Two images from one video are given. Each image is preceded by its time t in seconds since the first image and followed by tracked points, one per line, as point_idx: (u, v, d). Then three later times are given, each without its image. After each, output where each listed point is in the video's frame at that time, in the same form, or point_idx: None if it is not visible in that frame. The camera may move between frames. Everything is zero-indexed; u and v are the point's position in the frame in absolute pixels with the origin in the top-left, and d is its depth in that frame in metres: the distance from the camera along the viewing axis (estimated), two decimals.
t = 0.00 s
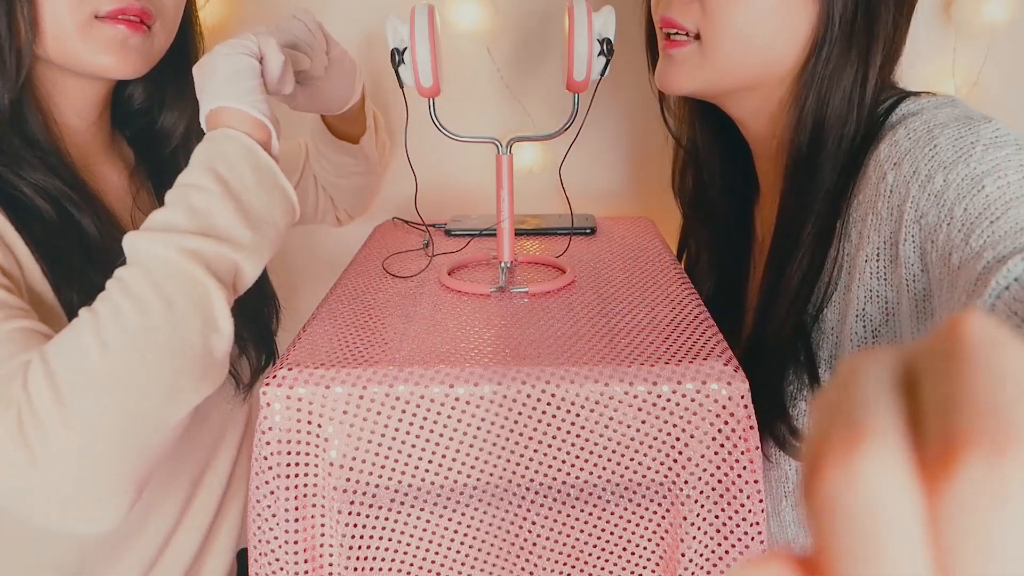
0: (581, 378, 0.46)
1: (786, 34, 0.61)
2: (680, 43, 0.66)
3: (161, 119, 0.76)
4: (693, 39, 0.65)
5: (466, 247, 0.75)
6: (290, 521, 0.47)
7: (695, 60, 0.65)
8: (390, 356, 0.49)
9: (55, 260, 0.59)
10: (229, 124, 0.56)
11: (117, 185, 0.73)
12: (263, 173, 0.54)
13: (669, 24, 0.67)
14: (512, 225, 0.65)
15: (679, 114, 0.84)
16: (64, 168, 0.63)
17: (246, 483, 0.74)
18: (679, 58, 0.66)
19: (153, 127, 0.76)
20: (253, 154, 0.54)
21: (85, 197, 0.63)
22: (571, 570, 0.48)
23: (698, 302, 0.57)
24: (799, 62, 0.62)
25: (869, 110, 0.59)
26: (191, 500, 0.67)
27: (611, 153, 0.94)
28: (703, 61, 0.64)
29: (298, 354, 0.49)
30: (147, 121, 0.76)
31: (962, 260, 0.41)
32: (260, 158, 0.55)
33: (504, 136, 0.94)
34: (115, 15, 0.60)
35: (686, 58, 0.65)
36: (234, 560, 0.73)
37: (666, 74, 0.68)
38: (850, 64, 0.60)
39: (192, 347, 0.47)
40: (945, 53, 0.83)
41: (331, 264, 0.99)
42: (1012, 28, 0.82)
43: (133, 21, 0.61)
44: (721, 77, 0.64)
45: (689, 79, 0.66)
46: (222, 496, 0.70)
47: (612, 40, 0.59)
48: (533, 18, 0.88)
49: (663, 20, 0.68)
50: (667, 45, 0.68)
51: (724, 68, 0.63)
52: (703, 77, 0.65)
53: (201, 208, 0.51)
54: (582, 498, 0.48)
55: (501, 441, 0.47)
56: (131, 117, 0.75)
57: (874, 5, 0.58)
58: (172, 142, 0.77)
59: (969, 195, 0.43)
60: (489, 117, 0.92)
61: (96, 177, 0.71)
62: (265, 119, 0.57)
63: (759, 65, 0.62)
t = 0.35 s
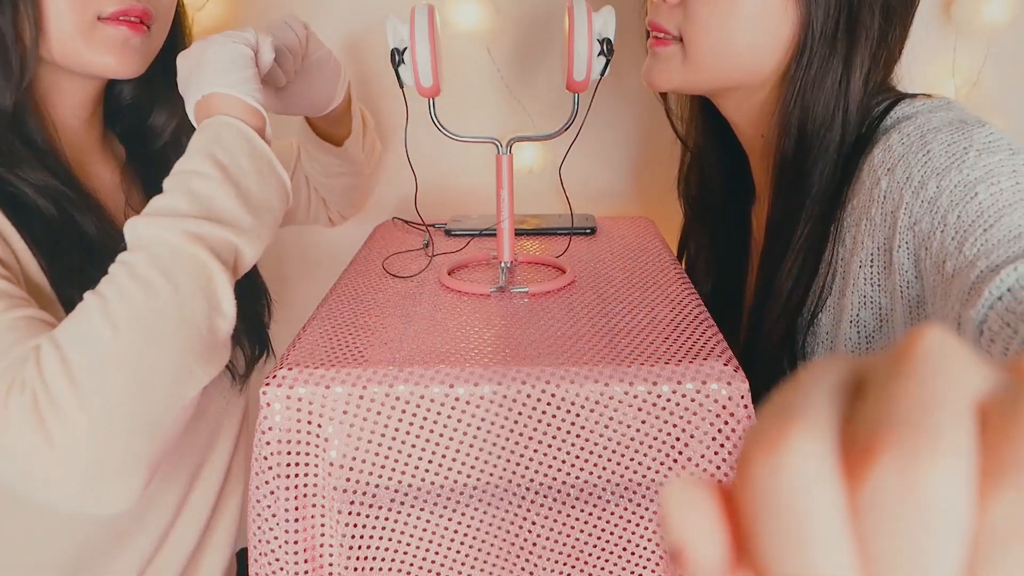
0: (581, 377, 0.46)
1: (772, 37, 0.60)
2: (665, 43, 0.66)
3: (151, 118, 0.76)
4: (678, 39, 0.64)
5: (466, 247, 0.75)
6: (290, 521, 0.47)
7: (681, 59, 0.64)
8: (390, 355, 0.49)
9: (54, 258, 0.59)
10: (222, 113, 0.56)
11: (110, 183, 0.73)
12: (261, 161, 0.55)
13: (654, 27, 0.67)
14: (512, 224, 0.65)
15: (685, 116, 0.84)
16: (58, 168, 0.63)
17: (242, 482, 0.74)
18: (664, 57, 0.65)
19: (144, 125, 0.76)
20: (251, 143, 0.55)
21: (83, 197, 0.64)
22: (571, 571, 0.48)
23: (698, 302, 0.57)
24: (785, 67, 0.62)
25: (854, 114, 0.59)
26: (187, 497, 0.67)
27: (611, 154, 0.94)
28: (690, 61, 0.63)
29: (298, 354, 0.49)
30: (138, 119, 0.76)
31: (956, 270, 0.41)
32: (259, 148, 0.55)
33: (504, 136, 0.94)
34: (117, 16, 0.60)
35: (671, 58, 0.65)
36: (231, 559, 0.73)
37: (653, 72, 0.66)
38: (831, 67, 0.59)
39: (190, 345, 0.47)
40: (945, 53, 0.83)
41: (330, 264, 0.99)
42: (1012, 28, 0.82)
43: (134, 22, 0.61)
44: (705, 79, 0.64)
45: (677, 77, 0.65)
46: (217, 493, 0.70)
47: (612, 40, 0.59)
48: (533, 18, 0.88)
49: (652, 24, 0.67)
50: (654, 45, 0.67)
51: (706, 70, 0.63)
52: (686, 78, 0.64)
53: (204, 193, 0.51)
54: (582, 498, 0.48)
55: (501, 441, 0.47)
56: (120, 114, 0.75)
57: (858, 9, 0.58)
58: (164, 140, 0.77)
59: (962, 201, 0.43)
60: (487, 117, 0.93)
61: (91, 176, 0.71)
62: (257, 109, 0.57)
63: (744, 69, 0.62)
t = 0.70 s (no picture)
0: (581, 378, 0.46)
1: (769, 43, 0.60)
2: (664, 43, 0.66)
3: (110, 109, 0.75)
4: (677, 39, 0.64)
5: (466, 247, 0.75)
6: (290, 521, 0.47)
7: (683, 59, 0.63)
8: (390, 355, 0.49)
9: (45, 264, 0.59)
10: (211, 132, 0.58)
11: (78, 176, 0.73)
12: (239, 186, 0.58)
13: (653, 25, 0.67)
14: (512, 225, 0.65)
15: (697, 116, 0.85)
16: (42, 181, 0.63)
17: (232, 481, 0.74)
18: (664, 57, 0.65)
19: (104, 118, 0.76)
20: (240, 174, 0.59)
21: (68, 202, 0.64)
22: (571, 570, 0.49)
23: (698, 302, 0.57)
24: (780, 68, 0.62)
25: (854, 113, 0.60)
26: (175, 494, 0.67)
27: (611, 154, 0.94)
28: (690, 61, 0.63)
29: (299, 354, 0.49)
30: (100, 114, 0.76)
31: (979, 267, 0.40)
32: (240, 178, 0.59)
33: (503, 136, 0.94)
34: (102, 18, 0.60)
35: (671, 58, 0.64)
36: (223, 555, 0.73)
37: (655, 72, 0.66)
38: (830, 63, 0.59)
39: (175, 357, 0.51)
40: (946, 53, 0.83)
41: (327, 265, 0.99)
42: (1012, 27, 0.82)
43: (116, 22, 0.61)
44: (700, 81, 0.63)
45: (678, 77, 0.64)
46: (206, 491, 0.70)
47: (612, 40, 0.59)
48: (533, 18, 0.88)
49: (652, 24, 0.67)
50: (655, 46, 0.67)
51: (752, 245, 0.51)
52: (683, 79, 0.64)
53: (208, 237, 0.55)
54: (582, 498, 0.48)
55: (501, 441, 0.47)
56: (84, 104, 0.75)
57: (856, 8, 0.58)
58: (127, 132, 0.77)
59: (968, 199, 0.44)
60: (487, 117, 0.92)
61: (61, 170, 0.71)
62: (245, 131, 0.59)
63: (741, 73, 0.62)
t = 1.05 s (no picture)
0: (581, 377, 0.46)
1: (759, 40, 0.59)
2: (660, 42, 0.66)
3: (64, 96, 0.74)
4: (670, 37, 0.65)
5: (466, 247, 0.75)
6: (290, 521, 0.47)
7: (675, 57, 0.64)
8: (391, 355, 0.49)
9: (37, 259, 0.59)
10: (227, 138, 0.58)
11: (47, 168, 0.72)
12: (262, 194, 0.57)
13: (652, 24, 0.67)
14: (513, 225, 0.65)
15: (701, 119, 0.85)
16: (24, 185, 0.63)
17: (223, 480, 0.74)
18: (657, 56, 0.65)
19: (60, 108, 0.74)
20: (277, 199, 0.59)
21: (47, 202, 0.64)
22: (571, 571, 0.48)
23: (698, 302, 0.57)
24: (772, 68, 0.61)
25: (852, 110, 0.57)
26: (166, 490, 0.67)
27: (612, 154, 0.94)
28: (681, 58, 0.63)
29: (299, 354, 0.49)
30: (59, 105, 0.74)
31: None
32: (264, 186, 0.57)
33: (503, 136, 0.94)
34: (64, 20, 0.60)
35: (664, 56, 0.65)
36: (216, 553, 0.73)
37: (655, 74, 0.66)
38: (824, 58, 0.57)
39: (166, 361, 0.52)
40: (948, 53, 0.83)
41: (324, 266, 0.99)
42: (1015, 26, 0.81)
43: (79, 22, 0.62)
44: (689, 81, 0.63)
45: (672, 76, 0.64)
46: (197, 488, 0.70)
47: (612, 40, 0.59)
48: (533, 18, 0.88)
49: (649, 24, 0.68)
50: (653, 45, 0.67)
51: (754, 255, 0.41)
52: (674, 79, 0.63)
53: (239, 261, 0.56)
54: (582, 498, 0.48)
55: (501, 441, 0.47)
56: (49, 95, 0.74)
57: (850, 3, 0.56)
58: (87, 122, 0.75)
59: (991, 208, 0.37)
60: (487, 117, 0.93)
61: (34, 169, 0.71)
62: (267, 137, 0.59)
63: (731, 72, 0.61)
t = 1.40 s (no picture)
0: (581, 378, 0.46)
1: (755, 41, 0.59)
2: (656, 43, 0.66)
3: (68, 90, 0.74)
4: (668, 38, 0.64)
5: (466, 246, 0.75)
6: (290, 521, 0.47)
7: (672, 58, 0.63)
8: (390, 356, 0.49)
9: (40, 250, 0.59)
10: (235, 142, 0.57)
11: (49, 165, 0.72)
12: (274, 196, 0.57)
13: (648, 26, 0.67)
14: (512, 224, 0.65)
15: (702, 122, 0.84)
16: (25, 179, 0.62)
17: (220, 482, 0.73)
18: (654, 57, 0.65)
19: (64, 103, 0.74)
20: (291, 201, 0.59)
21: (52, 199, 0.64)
22: (571, 571, 0.48)
23: (697, 302, 0.57)
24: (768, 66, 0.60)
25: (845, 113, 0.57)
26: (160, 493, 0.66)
27: (612, 155, 0.94)
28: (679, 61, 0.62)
29: (298, 354, 0.49)
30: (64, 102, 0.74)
31: None
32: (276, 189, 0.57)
33: (503, 136, 0.94)
34: (55, 21, 0.60)
35: (661, 58, 0.64)
36: (215, 553, 0.73)
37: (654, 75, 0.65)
38: (817, 58, 0.57)
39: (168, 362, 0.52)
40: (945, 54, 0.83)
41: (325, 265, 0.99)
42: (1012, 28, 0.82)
43: (70, 22, 0.62)
44: (687, 83, 0.63)
45: (669, 77, 0.64)
46: (190, 489, 0.69)
47: (612, 40, 0.59)
48: (532, 19, 0.88)
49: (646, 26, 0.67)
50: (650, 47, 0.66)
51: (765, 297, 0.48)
52: (673, 80, 0.64)
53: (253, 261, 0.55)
54: (582, 498, 0.48)
55: (501, 441, 0.47)
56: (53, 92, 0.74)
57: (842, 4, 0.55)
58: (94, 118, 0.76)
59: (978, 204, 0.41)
60: (487, 117, 0.93)
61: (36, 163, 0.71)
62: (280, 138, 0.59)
63: (729, 73, 0.61)
